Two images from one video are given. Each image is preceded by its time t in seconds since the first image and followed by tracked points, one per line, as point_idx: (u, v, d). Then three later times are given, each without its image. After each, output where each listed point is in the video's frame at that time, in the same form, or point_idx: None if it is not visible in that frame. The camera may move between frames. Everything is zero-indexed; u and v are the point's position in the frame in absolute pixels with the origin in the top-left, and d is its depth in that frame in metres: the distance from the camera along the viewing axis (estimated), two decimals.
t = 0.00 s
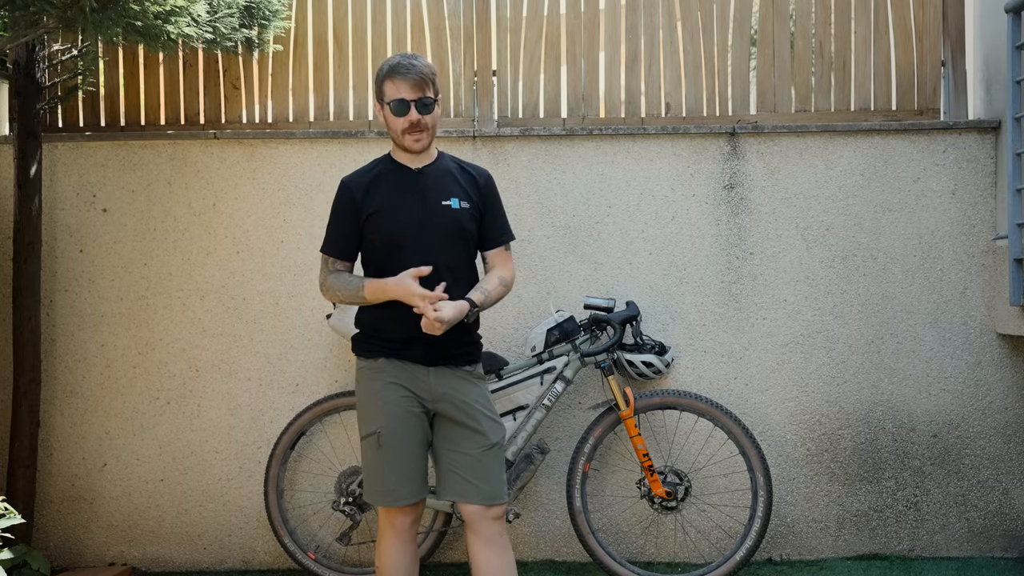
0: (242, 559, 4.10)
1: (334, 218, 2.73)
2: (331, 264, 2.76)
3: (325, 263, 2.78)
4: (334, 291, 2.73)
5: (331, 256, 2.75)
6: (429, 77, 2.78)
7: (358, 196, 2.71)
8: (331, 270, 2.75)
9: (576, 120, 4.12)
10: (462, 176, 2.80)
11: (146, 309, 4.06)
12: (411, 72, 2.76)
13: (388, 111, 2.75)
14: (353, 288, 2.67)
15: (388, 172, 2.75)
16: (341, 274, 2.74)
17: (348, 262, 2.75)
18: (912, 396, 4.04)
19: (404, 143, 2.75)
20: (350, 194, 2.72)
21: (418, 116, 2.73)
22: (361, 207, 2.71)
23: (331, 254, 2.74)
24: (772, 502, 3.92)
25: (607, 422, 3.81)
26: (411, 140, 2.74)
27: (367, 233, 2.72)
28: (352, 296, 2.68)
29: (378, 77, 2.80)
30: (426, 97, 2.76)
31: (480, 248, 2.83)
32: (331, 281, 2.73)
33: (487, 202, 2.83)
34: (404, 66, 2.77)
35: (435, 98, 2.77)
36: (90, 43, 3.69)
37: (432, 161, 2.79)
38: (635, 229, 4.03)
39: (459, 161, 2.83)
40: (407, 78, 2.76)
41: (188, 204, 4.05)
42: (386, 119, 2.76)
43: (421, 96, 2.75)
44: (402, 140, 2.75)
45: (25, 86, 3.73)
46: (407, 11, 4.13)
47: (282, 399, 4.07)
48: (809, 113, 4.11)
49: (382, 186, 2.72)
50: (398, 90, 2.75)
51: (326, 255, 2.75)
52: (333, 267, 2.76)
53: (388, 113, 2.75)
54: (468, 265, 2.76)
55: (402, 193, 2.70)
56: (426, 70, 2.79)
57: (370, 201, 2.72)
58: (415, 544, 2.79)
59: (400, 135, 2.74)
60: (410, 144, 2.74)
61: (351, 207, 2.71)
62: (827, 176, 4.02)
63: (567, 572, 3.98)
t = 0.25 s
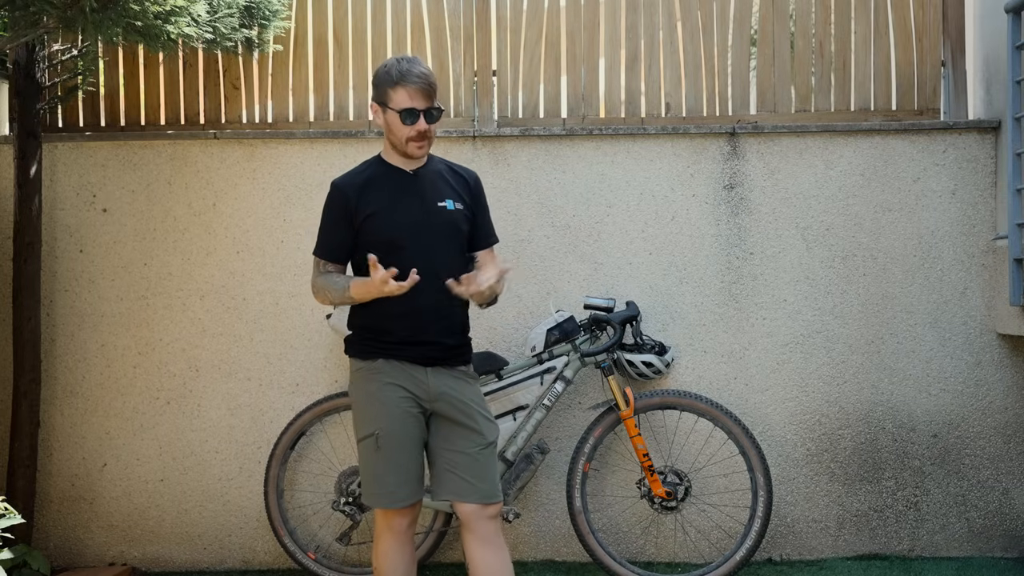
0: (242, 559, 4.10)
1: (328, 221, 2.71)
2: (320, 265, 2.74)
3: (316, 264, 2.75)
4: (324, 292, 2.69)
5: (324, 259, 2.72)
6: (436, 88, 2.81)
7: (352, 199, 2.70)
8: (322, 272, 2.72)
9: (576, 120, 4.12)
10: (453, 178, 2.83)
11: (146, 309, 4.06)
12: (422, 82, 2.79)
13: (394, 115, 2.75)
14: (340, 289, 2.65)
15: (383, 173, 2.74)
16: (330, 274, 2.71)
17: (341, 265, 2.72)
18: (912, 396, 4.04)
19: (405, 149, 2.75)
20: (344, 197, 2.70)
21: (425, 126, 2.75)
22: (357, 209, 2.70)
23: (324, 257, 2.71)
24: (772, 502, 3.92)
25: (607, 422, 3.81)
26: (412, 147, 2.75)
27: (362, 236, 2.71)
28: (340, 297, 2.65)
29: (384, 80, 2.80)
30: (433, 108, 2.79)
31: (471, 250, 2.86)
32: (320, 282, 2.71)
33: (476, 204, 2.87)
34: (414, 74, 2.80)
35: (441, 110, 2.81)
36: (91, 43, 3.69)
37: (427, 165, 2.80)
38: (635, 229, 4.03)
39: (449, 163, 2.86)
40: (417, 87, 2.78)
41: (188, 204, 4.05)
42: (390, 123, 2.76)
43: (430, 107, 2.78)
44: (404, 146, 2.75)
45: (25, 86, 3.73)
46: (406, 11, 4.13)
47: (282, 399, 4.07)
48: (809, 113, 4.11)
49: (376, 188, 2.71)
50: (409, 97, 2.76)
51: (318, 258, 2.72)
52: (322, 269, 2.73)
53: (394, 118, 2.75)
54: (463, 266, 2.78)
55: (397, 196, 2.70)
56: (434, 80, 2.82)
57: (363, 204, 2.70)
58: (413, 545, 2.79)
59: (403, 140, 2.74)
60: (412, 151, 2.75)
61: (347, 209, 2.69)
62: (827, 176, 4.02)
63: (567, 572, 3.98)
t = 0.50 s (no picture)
0: (242, 559, 4.10)
1: (324, 223, 2.69)
2: (314, 267, 2.72)
3: (310, 267, 2.73)
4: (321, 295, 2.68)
5: (320, 260, 2.70)
6: (439, 92, 2.78)
7: (351, 200, 2.69)
8: (318, 274, 2.70)
9: (576, 120, 4.12)
10: (445, 179, 2.86)
11: (146, 309, 4.06)
12: (426, 84, 2.75)
13: (398, 118, 2.74)
14: (344, 291, 2.64)
15: (379, 175, 2.74)
16: (326, 277, 2.70)
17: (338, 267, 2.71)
18: (912, 396, 4.04)
19: (405, 153, 2.74)
20: (342, 199, 2.68)
21: (427, 131, 2.73)
22: (355, 211, 2.69)
23: (320, 258, 2.69)
24: (772, 502, 3.92)
25: (607, 422, 3.81)
26: (413, 152, 2.75)
27: (359, 239, 2.70)
28: (344, 300, 2.64)
29: (388, 80, 2.76)
30: (437, 113, 2.78)
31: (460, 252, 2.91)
32: (318, 285, 2.68)
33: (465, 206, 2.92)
34: (417, 75, 2.76)
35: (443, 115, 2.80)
36: (91, 43, 3.69)
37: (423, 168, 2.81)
38: (635, 229, 4.03)
39: (440, 165, 2.89)
40: (421, 90, 2.75)
41: (188, 204, 4.05)
42: (393, 125, 2.74)
43: (433, 112, 2.76)
44: (405, 150, 2.74)
45: (25, 86, 3.73)
46: (407, 11, 4.13)
47: (282, 399, 4.07)
48: (809, 113, 4.11)
49: (375, 190, 2.71)
50: (415, 102, 2.73)
51: (315, 261, 2.70)
52: (317, 270, 2.71)
53: (398, 121, 2.73)
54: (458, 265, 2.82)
55: (396, 197, 2.71)
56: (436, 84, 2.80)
57: (362, 206, 2.70)
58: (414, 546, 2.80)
59: (404, 144, 2.73)
60: (412, 155, 2.74)
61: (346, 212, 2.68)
62: (827, 176, 4.02)
63: (567, 572, 3.98)
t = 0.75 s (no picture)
0: (242, 559, 4.10)
1: (346, 216, 2.73)
2: (338, 259, 2.74)
3: (333, 259, 2.74)
4: (355, 290, 2.72)
5: (346, 253, 2.73)
6: (470, 105, 2.94)
7: (375, 196, 2.77)
8: (347, 268, 2.72)
9: (576, 120, 4.12)
10: (453, 188, 3.03)
11: (146, 309, 4.06)
12: (460, 97, 2.91)
13: (429, 125, 2.87)
14: (389, 291, 2.72)
15: (397, 175, 2.85)
16: (360, 273, 2.73)
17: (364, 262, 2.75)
18: (912, 396, 4.04)
19: (431, 158, 2.88)
20: (367, 194, 2.75)
21: (454, 139, 2.87)
22: (377, 208, 2.77)
23: (346, 251, 2.72)
24: (772, 502, 3.92)
25: (607, 422, 3.81)
26: (438, 157, 2.89)
27: (379, 235, 2.77)
28: (386, 299, 2.72)
29: (424, 87, 2.89)
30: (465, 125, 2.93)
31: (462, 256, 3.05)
32: (352, 281, 2.72)
33: (470, 215, 3.09)
34: (450, 86, 2.90)
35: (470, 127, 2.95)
36: (90, 43, 3.69)
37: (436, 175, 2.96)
38: (635, 229, 4.03)
39: (447, 175, 3.05)
40: (454, 100, 2.90)
41: (188, 204, 4.05)
42: (423, 130, 2.87)
43: (463, 122, 2.91)
44: (430, 154, 2.88)
45: (25, 86, 3.73)
46: (407, 11, 4.13)
47: (282, 399, 4.07)
48: (809, 113, 4.11)
49: (394, 189, 2.81)
50: (449, 110, 2.88)
51: (340, 253, 2.72)
52: (343, 262, 2.73)
53: (429, 127, 2.87)
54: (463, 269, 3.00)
55: (413, 199, 2.83)
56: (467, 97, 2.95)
57: (383, 203, 2.78)
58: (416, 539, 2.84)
59: (430, 150, 2.87)
60: (435, 160, 2.88)
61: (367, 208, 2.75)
62: (827, 176, 4.02)
63: (567, 572, 3.98)
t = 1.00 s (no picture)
0: (242, 559, 4.10)
1: (346, 215, 2.74)
2: (338, 257, 2.74)
3: (333, 257, 2.75)
4: (357, 288, 2.73)
5: (345, 251, 2.73)
6: (472, 102, 2.93)
7: (374, 195, 2.77)
8: (347, 266, 2.73)
9: (576, 120, 4.12)
10: (455, 189, 3.02)
11: (146, 309, 4.06)
12: (462, 95, 2.90)
13: (430, 123, 2.86)
14: (390, 288, 2.73)
15: (398, 174, 2.85)
16: (360, 271, 2.74)
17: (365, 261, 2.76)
18: (912, 396, 4.04)
19: (432, 156, 2.88)
20: (367, 193, 2.76)
21: (455, 136, 2.87)
22: (377, 207, 2.77)
23: (346, 249, 2.73)
24: (772, 502, 3.92)
25: (607, 422, 3.81)
26: (440, 155, 2.88)
27: (378, 234, 2.78)
28: (388, 296, 2.73)
29: (424, 86, 2.90)
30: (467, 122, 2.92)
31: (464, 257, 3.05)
32: (352, 279, 2.72)
33: (472, 216, 3.08)
34: (452, 85, 2.90)
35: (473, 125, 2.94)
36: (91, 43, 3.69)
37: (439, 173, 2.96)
38: (635, 229, 4.03)
39: (450, 175, 3.05)
40: (456, 99, 2.90)
41: (188, 204, 4.05)
42: (425, 128, 2.87)
43: (465, 120, 2.91)
44: (432, 152, 2.87)
45: (25, 86, 3.73)
46: (407, 12, 4.13)
47: (282, 399, 4.07)
48: (809, 113, 4.11)
49: (394, 189, 2.81)
50: (450, 106, 2.88)
51: (339, 251, 2.73)
52: (343, 260, 2.74)
53: (431, 125, 2.86)
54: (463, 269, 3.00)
55: (413, 198, 2.83)
56: (469, 95, 2.95)
57: (383, 202, 2.78)
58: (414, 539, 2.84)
59: (432, 148, 2.87)
60: (438, 157, 2.88)
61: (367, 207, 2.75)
62: (827, 176, 4.02)
63: (567, 572, 3.98)
